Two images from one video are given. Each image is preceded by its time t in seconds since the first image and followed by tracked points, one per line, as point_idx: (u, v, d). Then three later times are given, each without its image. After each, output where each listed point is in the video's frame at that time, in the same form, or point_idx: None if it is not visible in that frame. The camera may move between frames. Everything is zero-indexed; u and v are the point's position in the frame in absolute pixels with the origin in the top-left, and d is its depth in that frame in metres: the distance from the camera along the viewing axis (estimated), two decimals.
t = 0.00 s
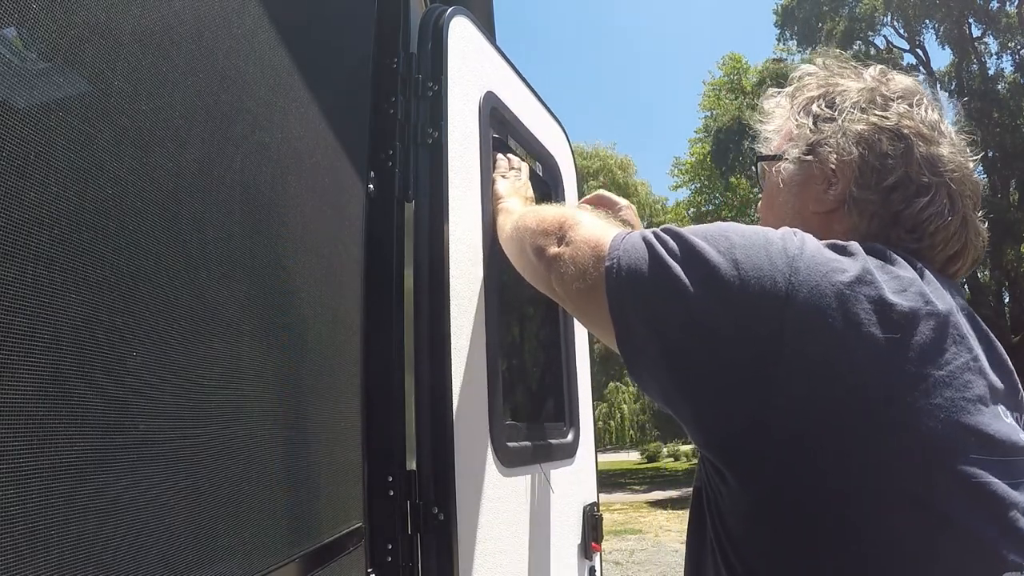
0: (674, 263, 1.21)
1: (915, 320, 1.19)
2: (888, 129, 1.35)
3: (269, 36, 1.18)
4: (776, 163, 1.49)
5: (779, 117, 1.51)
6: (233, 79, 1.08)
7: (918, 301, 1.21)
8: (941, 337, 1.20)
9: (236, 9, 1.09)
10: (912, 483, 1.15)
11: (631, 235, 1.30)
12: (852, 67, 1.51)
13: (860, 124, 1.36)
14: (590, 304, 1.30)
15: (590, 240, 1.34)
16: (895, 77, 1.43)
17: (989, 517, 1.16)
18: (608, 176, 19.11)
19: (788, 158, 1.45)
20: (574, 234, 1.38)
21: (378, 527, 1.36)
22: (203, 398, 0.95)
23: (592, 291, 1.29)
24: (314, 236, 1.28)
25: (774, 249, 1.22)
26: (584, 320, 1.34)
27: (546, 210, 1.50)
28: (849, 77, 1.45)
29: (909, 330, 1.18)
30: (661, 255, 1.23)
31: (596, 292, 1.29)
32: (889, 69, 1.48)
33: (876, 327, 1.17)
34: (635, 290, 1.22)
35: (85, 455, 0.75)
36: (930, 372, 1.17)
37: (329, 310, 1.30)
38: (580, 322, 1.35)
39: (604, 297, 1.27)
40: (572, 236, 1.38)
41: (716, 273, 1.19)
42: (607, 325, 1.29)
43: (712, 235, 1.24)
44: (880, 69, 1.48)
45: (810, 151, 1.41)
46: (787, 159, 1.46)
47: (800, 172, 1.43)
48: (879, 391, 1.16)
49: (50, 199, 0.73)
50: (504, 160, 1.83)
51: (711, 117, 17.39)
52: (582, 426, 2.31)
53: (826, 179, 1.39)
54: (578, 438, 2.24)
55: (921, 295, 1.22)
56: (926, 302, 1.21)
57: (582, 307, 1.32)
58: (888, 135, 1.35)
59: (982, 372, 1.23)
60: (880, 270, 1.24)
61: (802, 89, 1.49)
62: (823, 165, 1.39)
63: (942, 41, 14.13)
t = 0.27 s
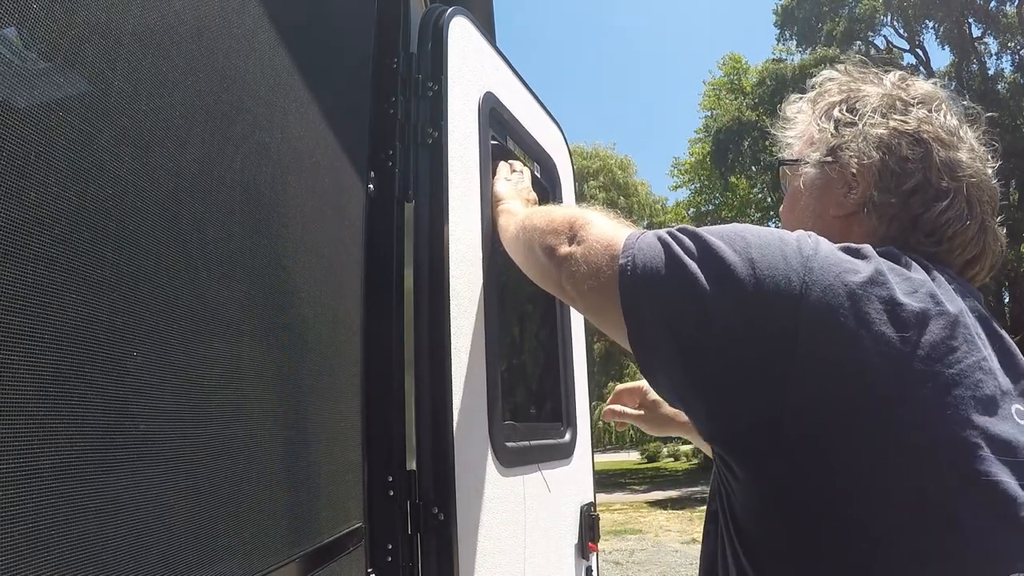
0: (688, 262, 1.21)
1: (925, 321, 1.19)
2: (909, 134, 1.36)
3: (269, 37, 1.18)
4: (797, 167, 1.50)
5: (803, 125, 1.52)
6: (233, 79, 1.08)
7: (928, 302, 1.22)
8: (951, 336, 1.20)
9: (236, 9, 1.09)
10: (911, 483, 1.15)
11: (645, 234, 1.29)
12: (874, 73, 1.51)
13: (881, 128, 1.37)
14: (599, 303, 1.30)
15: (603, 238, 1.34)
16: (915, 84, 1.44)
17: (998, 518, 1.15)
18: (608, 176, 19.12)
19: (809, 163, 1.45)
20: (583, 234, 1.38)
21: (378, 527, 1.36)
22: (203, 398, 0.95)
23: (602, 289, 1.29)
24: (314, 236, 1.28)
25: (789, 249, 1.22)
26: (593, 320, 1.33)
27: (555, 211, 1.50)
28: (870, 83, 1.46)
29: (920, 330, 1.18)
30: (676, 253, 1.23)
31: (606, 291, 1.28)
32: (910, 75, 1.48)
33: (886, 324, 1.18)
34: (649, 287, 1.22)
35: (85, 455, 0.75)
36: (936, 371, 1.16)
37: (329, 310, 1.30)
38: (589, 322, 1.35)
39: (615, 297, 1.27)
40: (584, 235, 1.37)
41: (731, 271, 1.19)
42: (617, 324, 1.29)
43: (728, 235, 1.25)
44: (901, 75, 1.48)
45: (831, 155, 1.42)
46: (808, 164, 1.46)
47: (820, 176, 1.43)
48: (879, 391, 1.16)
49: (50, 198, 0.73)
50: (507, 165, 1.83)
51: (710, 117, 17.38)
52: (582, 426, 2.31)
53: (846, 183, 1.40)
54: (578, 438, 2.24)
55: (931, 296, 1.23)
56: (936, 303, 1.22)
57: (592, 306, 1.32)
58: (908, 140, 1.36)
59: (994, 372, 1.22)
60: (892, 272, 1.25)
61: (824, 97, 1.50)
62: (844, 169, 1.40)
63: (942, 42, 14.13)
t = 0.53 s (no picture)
0: (701, 262, 1.21)
1: (941, 318, 1.20)
2: (927, 135, 1.36)
3: (269, 37, 1.18)
4: (814, 168, 1.50)
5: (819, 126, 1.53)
6: (233, 79, 1.08)
7: (943, 299, 1.22)
8: (966, 333, 1.21)
9: (236, 9, 1.09)
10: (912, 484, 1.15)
11: (653, 237, 1.28)
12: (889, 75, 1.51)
13: (900, 129, 1.37)
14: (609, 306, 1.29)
15: (611, 239, 1.33)
16: (931, 87, 1.45)
17: (1000, 512, 1.16)
18: (608, 176, 19.12)
19: (826, 163, 1.46)
20: (591, 236, 1.38)
21: (379, 526, 1.36)
22: (203, 398, 0.95)
23: (612, 291, 1.28)
24: (315, 236, 1.28)
25: (804, 249, 1.22)
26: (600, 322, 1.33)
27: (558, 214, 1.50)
28: (886, 85, 1.46)
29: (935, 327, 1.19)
30: (687, 254, 1.22)
31: (616, 294, 1.27)
32: (925, 79, 1.49)
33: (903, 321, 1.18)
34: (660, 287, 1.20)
35: (85, 454, 0.75)
36: (953, 366, 1.18)
37: (329, 310, 1.30)
38: (596, 324, 1.34)
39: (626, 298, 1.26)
40: (590, 237, 1.37)
41: (745, 272, 1.19)
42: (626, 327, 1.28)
43: (740, 235, 1.25)
44: (917, 79, 1.49)
45: (849, 155, 1.42)
46: (825, 164, 1.46)
47: (837, 175, 1.43)
48: (880, 391, 1.16)
49: (50, 198, 0.73)
50: (513, 168, 1.84)
51: (710, 117, 17.38)
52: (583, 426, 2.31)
53: (864, 182, 1.40)
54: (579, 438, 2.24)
55: (946, 293, 1.24)
56: (950, 300, 1.23)
57: (599, 307, 1.31)
58: (926, 141, 1.36)
59: (1007, 368, 1.24)
60: (906, 270, 1.25)
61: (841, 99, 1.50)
62: (863, 169, 1.40)
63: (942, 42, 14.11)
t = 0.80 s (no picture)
0: (709, 266, 1.21)
1: (956, 317, 1.20)
2: (939, 135, 1.37)
3: (269, 37, 1.18)
4: (826, 169, 1.50)
5: (830, 127, 1.53)
6: (234, 79, 1.08)
7: (957, 299, 1.22)
8: (981, 333, 1.21)
9: (236, 9, 1.09)
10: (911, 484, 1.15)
11: (659, 243, 1.28)
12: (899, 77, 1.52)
13: (911, 130, 1.38)
14: (614, 313, 1.29)
15: (616, 247, 1.33)
16: (941, 88, 1.45)
17: (1000, 513, 1.16)
18: (608, 176, 19.13)
19: (837, 163, 1.46)
20: (595, 243, 1.37)
21: (378, 526, 1.36)
22: (203, 398, 0.95)
23: (618, 298, 1.28)
24: (315, 236, 1.28)
25: (815, 252, 1.22)
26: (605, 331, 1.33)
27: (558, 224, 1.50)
28: (896, 86, 1.47)
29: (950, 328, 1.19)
30: (695, 259, 1.22)
31: (624, 301, 1.27)
32: (935, 80, 1.49)
33: (919, 320, 1.18)
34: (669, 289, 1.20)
35: (85, 454, 0.75)
36: (969, 366, 1.18)
37: (329, 310, 1.30)
38: (601, 332, 1.34)
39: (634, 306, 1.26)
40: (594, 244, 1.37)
41: (756, 276, 1.18)
42: (632, 334, 1.28)
43: (751, 238, 1.24)
44: (927, 80, 1.49)
45: (860, 155, 1.42)
46: (836, 165, 1.47)
47: (848, 176, 1.44)
48: (881, 391, 1.15)
49: (50, 198, 0.73)
50: (514, 181, 1.84)
51: (710, 117, 17.38)
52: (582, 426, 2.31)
53: (875, 182, 1.40)
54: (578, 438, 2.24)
55: (960, 294, 1.24)
56: (965, 299, 1.23)
57: (604, 315, 1.31)
58: (937, 141, 1.37)
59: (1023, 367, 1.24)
60: (920, 271, 1.25)
61: (851, 100, 1.51)
62: (874, 169, 1.40)
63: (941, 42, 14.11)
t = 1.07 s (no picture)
0: (713, 273, 1.17)
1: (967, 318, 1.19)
2: (941, 132, 1.37)
3: (269, 37, 1.18)
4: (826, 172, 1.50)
5: (828, 130, 1.54)
6: (234, 79, 1.08)
7: (967, 301, 1.21)
8: (992, 334, 1.19)
9: (236, 10, 1.09)
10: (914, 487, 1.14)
11: (658, 252, 1.25)
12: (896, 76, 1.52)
13: (913, 128, 1.38)
14: (613, 323, 1.27)
15: (614, 256, 1.31)
16: (939, 86, 1.45)
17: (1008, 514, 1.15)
18: (608, 176, 19.14)
19: (839, 166, 1.47)
20: (592, 253, 1.35)
21: (378, 526, 1.36)
22: (203, 398, 0.95)
23: (617, 308, 1.26)
24: (315, 236, 1.28)
25: (822, 256, 1.19)
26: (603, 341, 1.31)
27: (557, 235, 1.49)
28: (894, 86, 1.47)
29: (962, 330, 1.17)
30: (697, 265, 1.19)
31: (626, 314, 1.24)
32: (932, 78, 1.50)
33: (930, 324, 1.16)
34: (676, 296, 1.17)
35: (85, 454, 0.75)
36: (982, 368, 1.16)
37: (328, 310, 1.30)
38: (600, 342, 1.33)
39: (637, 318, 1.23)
40: (591, 254, 1.35)
41: (763, 281, 1.15)
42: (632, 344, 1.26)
43: (755, 242, 1.22)
44: (924, 78, 1.49)
45: (862, 156, 1.43)
46: (837, 167, 1.47)
47: (850, 177, 1.44)
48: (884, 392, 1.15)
49: (50, 198, 0.73)
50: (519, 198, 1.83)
51: (710, 117, 17.38)
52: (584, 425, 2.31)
53: (878, 181, 1.41)
54: (580, 438, 2.24)
55: (970, 295, 1.22)
56: (975, 300, 1.21)
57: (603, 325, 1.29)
58: (939, 138, 1.37)
59: None
60: (929, 272, 1.24)
61: (848, 103, 1.51)
62: (877, 168, 1.40)
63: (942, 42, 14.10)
